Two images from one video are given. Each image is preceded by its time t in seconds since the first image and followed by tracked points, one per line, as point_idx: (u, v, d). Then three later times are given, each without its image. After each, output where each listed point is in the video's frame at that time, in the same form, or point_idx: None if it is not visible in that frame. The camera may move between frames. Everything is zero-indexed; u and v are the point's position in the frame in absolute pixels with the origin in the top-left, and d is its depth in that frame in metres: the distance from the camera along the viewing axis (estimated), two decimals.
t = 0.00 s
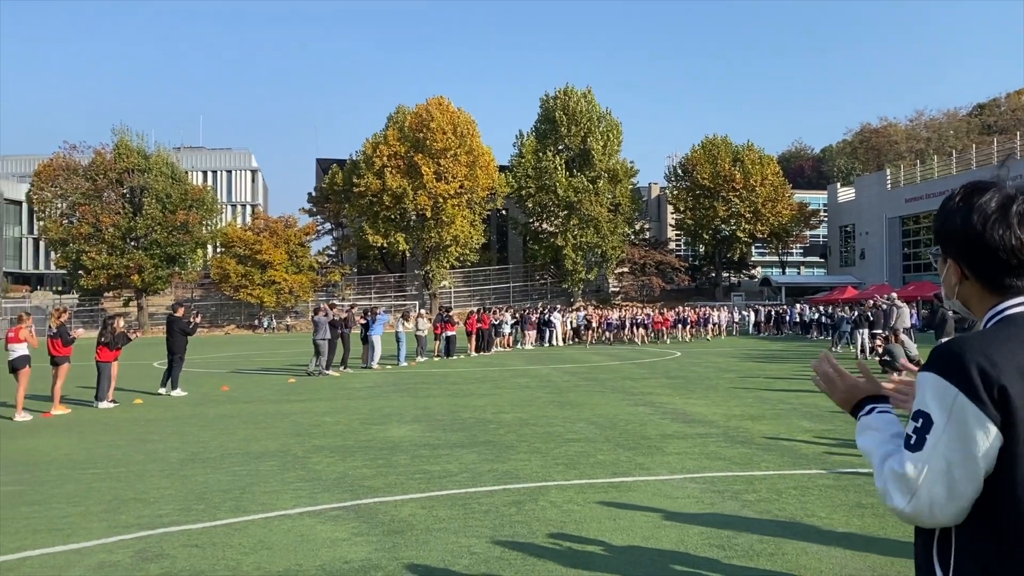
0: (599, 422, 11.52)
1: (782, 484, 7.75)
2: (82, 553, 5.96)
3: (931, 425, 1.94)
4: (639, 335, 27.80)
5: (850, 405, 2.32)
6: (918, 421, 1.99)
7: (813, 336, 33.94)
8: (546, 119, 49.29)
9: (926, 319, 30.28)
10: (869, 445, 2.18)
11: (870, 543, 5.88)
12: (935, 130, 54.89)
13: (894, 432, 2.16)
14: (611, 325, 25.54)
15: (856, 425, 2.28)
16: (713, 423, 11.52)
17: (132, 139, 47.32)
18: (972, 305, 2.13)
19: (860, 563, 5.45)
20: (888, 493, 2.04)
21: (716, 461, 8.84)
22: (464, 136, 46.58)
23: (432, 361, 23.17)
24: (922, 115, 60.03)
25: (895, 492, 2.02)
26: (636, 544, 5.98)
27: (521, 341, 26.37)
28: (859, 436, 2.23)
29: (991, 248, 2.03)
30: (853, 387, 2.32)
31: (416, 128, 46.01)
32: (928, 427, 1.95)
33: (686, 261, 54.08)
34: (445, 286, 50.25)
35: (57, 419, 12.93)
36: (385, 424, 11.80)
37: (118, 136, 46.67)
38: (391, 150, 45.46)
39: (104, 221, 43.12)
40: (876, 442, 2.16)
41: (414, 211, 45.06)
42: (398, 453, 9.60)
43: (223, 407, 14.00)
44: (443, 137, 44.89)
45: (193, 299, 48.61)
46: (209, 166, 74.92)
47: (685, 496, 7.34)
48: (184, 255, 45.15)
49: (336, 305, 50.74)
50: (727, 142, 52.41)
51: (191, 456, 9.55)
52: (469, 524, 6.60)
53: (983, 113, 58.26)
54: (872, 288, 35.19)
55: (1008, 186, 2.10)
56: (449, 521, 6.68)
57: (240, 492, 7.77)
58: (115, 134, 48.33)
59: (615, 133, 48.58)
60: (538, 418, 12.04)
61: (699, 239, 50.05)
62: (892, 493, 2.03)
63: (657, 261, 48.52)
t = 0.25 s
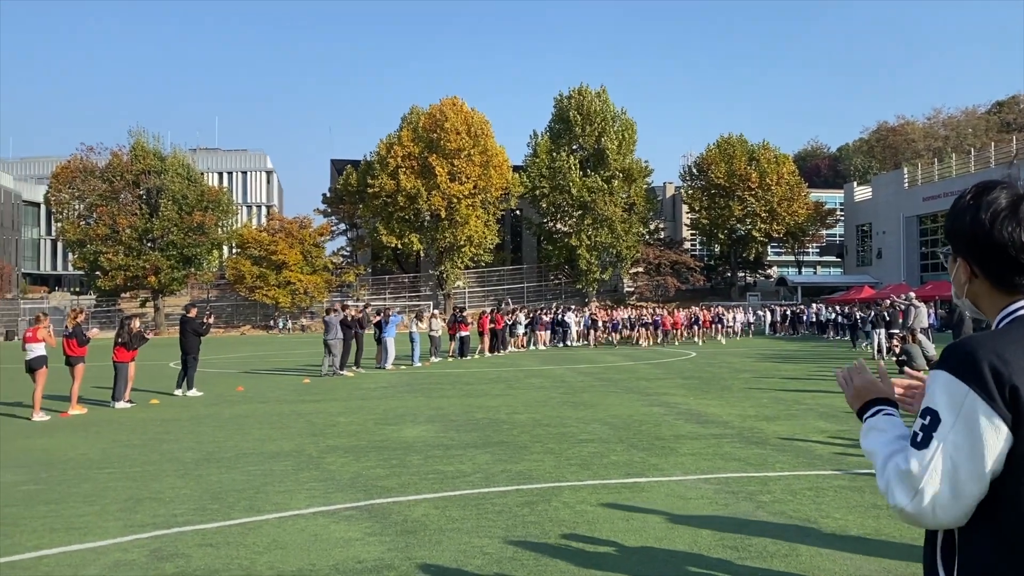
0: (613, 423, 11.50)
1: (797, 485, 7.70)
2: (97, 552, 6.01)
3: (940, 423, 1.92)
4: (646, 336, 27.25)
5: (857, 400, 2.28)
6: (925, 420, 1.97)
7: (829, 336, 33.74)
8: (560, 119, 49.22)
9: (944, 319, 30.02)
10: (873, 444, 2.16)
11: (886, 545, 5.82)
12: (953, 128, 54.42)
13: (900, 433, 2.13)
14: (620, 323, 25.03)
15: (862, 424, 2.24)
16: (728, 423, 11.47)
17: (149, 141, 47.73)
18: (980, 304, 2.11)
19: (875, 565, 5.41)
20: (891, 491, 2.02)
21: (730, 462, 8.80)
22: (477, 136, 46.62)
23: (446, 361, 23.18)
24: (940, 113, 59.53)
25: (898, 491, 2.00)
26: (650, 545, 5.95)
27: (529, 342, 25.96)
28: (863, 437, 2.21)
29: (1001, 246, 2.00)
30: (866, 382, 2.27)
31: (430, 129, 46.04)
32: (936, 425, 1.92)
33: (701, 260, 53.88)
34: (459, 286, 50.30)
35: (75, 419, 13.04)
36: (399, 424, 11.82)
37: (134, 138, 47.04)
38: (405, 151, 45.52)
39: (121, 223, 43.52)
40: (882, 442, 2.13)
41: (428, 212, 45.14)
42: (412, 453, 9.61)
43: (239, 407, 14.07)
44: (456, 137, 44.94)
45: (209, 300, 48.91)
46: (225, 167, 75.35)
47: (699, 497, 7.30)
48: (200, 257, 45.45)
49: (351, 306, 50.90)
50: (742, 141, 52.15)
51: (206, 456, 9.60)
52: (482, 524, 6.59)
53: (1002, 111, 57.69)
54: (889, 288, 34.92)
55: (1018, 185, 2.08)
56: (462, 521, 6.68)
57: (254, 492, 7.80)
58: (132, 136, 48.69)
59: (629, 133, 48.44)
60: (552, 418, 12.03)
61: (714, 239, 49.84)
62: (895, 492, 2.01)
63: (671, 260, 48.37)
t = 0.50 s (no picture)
0: (628, 423, 11.48)
1: (814, 485, 7.66)
2: (115, 550, 6.06)
3: (953, 419, 1.90)
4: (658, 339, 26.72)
5: (891, 424, 2.22)
6: (937, 415, 1.95)
7: (846, 336, 33.54)
8: (575, 118, 49.15)
9: (963, 319, 29.76)
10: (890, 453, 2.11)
11: (902, 547, 5.77)
12: (972, 125, 53.92)
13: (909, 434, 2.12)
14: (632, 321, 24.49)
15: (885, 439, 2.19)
16: (743, 423, 11.41)
17: (167, 143, 48.10)
18: (996, 300, 2.07)
19: (891, 567, 5.36)
20: (901, 490, 1.99)
21: (746, 462, 8.76)
22: (492, 136, 46.65)
23: (461, 361, 23.19)
24: (959, 110, 59.00)
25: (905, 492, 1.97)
26: (664, 545, 5.93)
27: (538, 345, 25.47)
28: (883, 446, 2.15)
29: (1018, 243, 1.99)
30: (901, 408, 2.21)
31: (445, 129, 46.10)
32: (948, 421, 1.91)
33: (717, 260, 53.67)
34: (475, 286, 50.35)
35: (94, 418, 13.18)
36: (414, 424, 11.85)
37: (152, 140, 47.40)
38: (421, 151, 45.60)
39: (139, 224, 43.87)
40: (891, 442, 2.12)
41: (444, 212, 45.22)
42: (427, 452, 9.63)
43: (255, 407, 14.16)
44: (471, 137, 44.99)
45: (226, 300, 49.20)
46: (241, 168, 75.77)
47: (714, 497, 7.28)
48: (218, 257, 45.73)
49: (367, 306, 51.07)
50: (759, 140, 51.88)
51: (222, 455, 9.67)
52: (496, 524, 6.59)
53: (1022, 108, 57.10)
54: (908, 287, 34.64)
55: None
56: (476, 520, 6.69)
57: (270, 491, 7.84)
58: (150, 138, 49.06)
59: (645, 132, 48.29)
60: (567, 418, 12.02)
61: (731, 238, 49.64)
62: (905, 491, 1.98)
63: (687, 260, 48.23)
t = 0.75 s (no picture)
0: (640, 423, 11.46)
1: (827, 485, 7.63)
2: (130, 549, 6.10)
3: (963, 421, 1.91)
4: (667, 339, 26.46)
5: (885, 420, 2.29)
6: (951, 417, 1.96)
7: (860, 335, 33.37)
8: (587, 118, 49.08)
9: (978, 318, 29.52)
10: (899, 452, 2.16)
11: (917, 549, 5.73)
12: (987, 123, 53.50)
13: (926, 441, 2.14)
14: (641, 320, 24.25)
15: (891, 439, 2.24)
16: (757, 423, 11.38)
17: (181, 143, 48.34)
18: (1008, 301, 2.06)
19: (905, 569, 5.34)
20: (922, 498, 2.02)
21: (759, 462, 8.73)
22: (505, 136, 46.66)
23: (473, 360, 23.21)
24: (975, 108, 58.53)
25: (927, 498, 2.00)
26: (677, 545, 5.93)
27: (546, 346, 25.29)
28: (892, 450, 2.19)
29: None
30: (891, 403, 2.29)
31: (457, 129, 46.12)
32: (960, 422, 1.92)
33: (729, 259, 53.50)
34: (487, 286, 50.35)
35: (110, 417, 13.28)
36: (427, 424, 11.87)
37: (166, 141, 47.69)
38: (433, 151, 45.65)
39: (154, 225, 44.14)
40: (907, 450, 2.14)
41: (456, 212, 45.26)
42: (439, 452, 9.65)
43: (268, 406, 14.23)
44: (483, 137, 45.00)
45: (240, 300, 49.41)
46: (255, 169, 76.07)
47: (727, 497, 7.26)
48: (231, 257, 45.95)
49: (380, 306, 51.18)
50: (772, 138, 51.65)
51: (236, 454, 9.73)
52: (508, 523, 6.61)
53: None
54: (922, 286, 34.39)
55: None
56: (488, 520, 6.70)
57: (283, 490, 7.88)
58: (164, 139, 49.32)
59: (657, 132, 48.13)
60: (579, 418, 12.01)
61: (744, 238, 49.45)
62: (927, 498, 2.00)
63: (700, 260, 48.09)
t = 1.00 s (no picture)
0: (652, 422, 11.45)
1: (839, 485, 7.61)
2: (145, 546, 6.16)
3: (978, 424, 1.91)
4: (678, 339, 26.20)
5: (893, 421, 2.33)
6: (965, 421, 1.96)
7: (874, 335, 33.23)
8: (599, 117, 49.03)
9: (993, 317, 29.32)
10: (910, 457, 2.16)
11: (930, 550, 5.71)
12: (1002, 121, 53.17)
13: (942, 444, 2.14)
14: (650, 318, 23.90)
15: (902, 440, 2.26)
16: (768, 423, 11.35)
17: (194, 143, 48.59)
18: (1017, 302, 2.05)
19: (916, 569, 5.32)
20: (934, 500, 2.01)
21: (770, 462, 8.72)
22: (516, 136, 46.68)
23: (485, 360, 23.23)
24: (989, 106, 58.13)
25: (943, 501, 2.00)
26: (687, 545, 5.93)
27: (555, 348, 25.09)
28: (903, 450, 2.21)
29: None
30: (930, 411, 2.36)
31: (468, 128, 46.16)
32: (976, 427, 1.91)
33: (742, 258, 53.34)
34: (499, 285, 50.39)
35: (124, 417, 13.36)
36: (438, 422, 11.92)
37: (180, 141, 47.93)
38: (444, 151, 45.72)
39: (167, 225, 44.37)
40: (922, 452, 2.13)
41: (467, 212, 45.31)
42: (451, 451, 9.68)
43: (281, 405, 14.30)
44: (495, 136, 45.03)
45: (253, 300, 49.61)
46: (267, 169, 76.39)
47: (738, 497, 7.26)
48: (245, 257, 46.19)
49: (391, 305, 51.31)
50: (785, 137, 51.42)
51: (250, 453, 9.79)
52: (520, 522, 6.62)
53: None
54: (937, 285, 34.18)
55: None
56: (500, 519, 6.73)
57: (296, 490, 7.93)
58: (177, 139, 49.56)
59: (669, 131, 48.01)
60: (590, 417, 12.02)
61: (756, 237, 49.27)
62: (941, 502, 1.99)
63: (712, 259, 47.97)
